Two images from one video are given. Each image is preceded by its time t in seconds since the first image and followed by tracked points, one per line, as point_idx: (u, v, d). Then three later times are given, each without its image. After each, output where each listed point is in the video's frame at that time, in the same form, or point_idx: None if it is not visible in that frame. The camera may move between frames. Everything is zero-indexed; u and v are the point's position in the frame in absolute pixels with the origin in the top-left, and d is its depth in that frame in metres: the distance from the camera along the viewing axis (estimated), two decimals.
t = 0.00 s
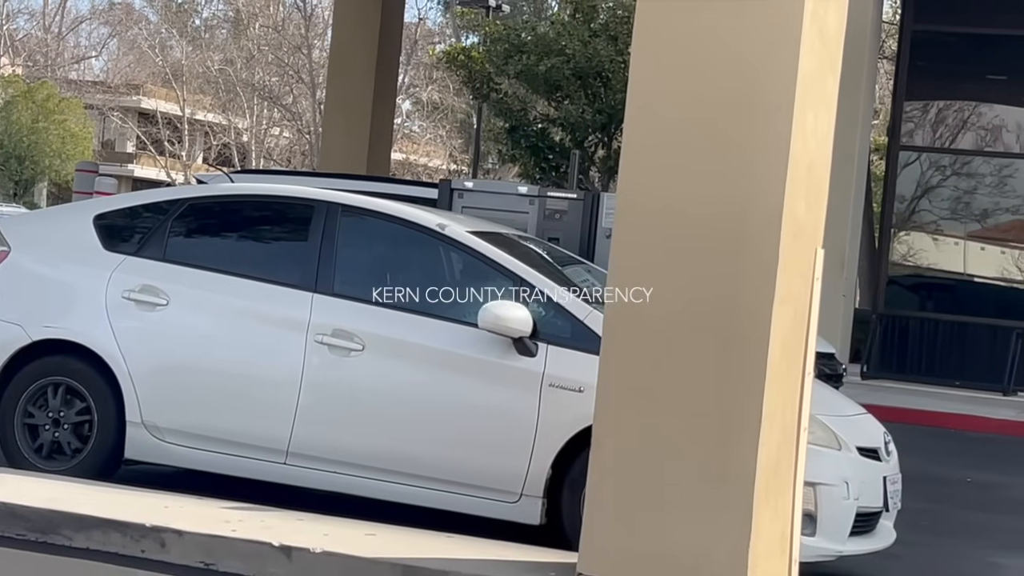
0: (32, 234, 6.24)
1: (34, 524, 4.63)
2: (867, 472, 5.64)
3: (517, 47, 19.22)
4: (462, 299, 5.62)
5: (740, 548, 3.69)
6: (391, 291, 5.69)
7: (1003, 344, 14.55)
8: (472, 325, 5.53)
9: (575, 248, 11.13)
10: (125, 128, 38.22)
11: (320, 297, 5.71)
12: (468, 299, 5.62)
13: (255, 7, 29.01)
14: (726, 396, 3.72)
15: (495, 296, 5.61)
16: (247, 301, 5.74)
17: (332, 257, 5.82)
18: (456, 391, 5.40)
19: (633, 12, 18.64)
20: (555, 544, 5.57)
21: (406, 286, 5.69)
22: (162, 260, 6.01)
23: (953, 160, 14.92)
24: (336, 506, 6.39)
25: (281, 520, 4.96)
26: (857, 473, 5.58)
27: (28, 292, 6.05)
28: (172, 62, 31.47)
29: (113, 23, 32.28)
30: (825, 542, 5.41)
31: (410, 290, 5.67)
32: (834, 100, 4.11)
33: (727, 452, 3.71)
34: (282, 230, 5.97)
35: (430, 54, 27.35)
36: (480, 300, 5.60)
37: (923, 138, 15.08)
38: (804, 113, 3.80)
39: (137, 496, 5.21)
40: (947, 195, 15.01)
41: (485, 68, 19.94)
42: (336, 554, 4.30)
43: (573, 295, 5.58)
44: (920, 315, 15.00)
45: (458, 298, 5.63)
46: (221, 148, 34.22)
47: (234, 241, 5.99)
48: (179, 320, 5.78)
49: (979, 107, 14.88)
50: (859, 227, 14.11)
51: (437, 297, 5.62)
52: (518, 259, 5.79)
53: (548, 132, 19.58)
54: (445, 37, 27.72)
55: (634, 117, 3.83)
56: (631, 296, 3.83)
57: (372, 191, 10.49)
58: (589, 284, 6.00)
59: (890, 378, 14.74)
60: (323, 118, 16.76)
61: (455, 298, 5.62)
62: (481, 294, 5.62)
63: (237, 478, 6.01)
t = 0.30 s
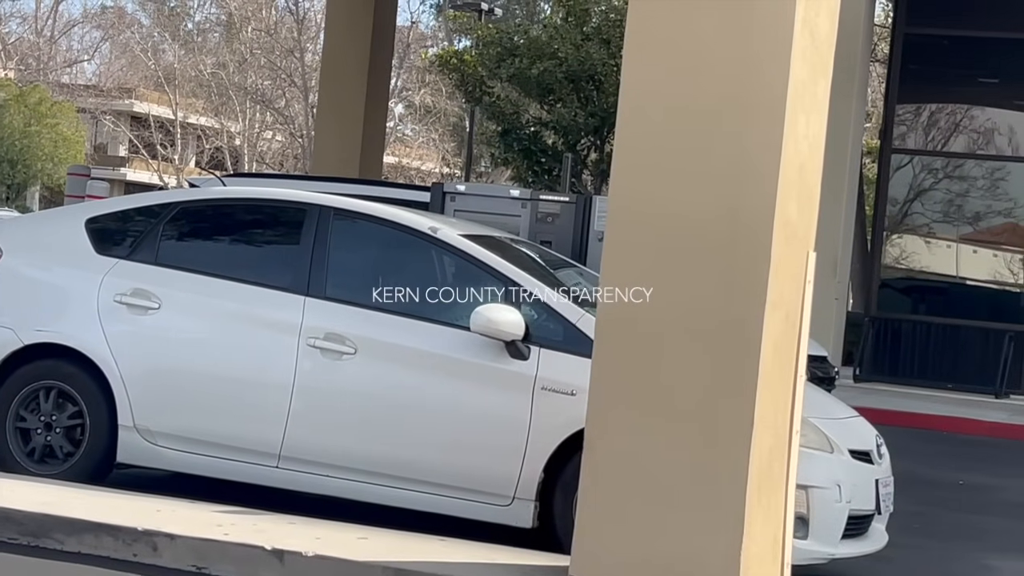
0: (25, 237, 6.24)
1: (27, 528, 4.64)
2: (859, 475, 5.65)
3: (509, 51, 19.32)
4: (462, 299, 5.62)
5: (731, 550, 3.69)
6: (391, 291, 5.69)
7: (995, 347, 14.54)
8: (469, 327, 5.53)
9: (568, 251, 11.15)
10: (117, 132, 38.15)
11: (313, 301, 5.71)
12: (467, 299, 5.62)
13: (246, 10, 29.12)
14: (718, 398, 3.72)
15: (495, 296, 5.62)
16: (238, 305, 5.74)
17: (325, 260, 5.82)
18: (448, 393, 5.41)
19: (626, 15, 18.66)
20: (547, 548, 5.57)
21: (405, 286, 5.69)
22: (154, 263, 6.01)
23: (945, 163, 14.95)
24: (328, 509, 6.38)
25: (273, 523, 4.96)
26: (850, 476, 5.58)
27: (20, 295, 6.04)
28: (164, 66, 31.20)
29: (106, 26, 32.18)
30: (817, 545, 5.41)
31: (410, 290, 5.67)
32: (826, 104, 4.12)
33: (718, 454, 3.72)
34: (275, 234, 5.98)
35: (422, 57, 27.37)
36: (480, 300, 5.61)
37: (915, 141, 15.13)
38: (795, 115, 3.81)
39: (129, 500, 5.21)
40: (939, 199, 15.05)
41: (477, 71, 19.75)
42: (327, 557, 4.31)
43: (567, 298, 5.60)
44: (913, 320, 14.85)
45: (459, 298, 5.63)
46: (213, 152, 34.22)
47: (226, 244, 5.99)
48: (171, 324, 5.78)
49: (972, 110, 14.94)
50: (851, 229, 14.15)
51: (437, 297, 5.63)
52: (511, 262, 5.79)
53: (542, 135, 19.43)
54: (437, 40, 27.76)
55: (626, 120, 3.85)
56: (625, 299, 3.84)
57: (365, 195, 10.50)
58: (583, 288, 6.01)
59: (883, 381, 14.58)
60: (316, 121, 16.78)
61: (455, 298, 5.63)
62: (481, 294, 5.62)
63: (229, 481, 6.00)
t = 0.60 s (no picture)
0: (17, 241, 6.23)
1: (19, 532, 4.63)
2: (852, 478, 5.66)
3: (502, 54, 19.31)
4: (462, 299, 5.63)
5: (725, 551, 3.70)
6: (391, 291, 5.68)
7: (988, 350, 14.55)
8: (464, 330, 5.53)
9: (561, 255, 11.15)
10: (110, 136, 38.07)
11: (306, 304, 5.71)
12: (468, 299, 5.63)
13: (240, 14, 28.92)
14: (711, 402, 3.73)
15: (494, 297, 5.62)
16: (230, 308, 5.74)
17: (318, 263, 5.82)
18: (441, 396, 5.41)
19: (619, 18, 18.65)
20: (540, 551, 5.58)
21: (404, 286, 5.68)
22: (146, 267, 6.00)
23: (938, 166, 15.00)
24: (322, 513, 6.38)
25: (266, 527, 4.96)
26: (843, 479, 5.59)
27: (13, 300, 6.03)
28: (157, 69, 31.46)
29: (98, 30, 32.14)
30: (811, 548, 5.42)
31: (410, 289, 5.66)
32: (818, 108, 4.14)
33: (712, 456, 3.73)
34: (267, 237, 5.97)
35: (414, 61, 27.36)
36: (479, 300, 5.62)
37: (908, 144, 15.16)
38: (787, 120, 3.82)
39: (121, 504, 5.20)
40: (931, 202, 15.06)
41: (470, 75, 20.03)
42: (320, 560, 4.31)
43: (562, 303, 5.60)
44: (906, 322, 14.94)
45: (459, 298, 5.63)
46: (206, 155, 34.20)
47: (219, 248, 5.99)
48: (164, 328, 5.77)
49: (964, 113, 15.00)
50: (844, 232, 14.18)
51: (436, 297, 5.63)
52: (505, 266, 5.80)
53: (534, 139, 19.64)
54: (430, 44, 27.77)
55: (619, 122, 3.86)
56: (617, 301, 3.84)
57: (358, 199, 10.49)
58: (578, 292, 6.02)
59: (876, 384, 14.70)
60: (308, 124, 16.80)
61: (455, 298, 5.63)
62: (481, 294, 5.63)
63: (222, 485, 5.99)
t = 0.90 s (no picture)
0: (14, 244, 6.23)
1: (16, 535, 4.64)
2: (849, 480, 5.66)
3: (499, 57, 19.30)
4: (462, 299, 5.63)
5: (722, 553, 3.70)
6: (390, 291, 5.68)
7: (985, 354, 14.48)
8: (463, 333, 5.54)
9: (558, 258, 11.19)
10: (107, 139, 38.02)
11: (303, 306, 5.71)
12: (467, 299, 5.63)
13: (237, 16, 28.99)
14: (709, 404, 3.73)
15: (494, 297, 5.63)
16: (227, 311, 5.74)
17: (315, 265, 5.82)
18: (439, 398, 5.41)
19: (615, 20, 18.75)
20: (538, 554, 5.58)
21: (404, 286, 5.68)
22: (144, 269, 6.00)
23: (935, 168, 14.97)
24: (320, 515, 6.38)
25: (263, 529, 4.96)
26: (840, 481, 5.59)
27: (9, 303, 6.03)
28: (154, 72, 31.32)
29: (95, 32, 32.16)
30: (808, 550, 5.43)
31: (409, 289, 5.66)
32: (815, 109, 4.13)
33: (710, 457, 3.73)
34: (265, 240, 5.98)
35: (412, 63, 27.39)
36: (480, 300, 5.63)
37: (905, 147, 15.11)
38: (785, 122, 3.82)
39: (119, 506, 5.20)
40: (929, 204, 15.07)
41: (467, 78, 19.98)
42: (318, 563, 4.32)
43: (561, 306, 5.61)
44: (903, 325, 14.81)
45: (458, 298, 5.64)
46: (204, 158, 34.21)
47: (217, 250, 5.99)
48: (162, 330, 5.77)
49: (961, 116, 15.07)
50: (842, 234, 14.19)
51: (436, 297, 5.63)
52: (503, 268, 5.81)
53: (532, 142, 19.59)
54: (427, 46, 27.80)
55: (616, 125, 3.87)
56: (616, 302, 3.85)
57: (354, 202, 10.48)
58: (576, 295, 6.02)
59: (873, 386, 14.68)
60: (306, 127, 16.81)
61: (455, 298, 5.63)
62: (481, 295, 5.64)
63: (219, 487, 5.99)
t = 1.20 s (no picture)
0: (14, 247, 6.23)
1: (15, 538, 4.64)
2: (849, 484, 5.65)
3: (499, 60, 19.29)
4: (462, 300, 5.64)
5: (721, 557, 3.70)
6: (391, 292, 5.69)
7: (984, 357, 14.64)
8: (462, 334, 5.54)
9: (557, 261, 11.23)
10: (107, 142, 38.03)
11: (303, 309, 5.71)
12: (467, 299, 5.64)
13: (237, 19, 29.04)
14: (709, 408, 3.73)
15: (494, 297, 5.63)
16: (227, 315, 5.74)
17: (314, 269, 5.82)
18: (439, 401, 5.41)
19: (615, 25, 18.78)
20: (538, 557, 5.58)
21: (405, 286, 5.69)
22: (144, 273, 6.00)
23: (934, 172, 15.01)
24: (319, 519, 6.37)
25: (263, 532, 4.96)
26: (840, 485, 5.59)
27: (8, 306, 6.02)
28: (154, 75, 31.33)
29: (95, 36, 32.63)
30: (808, 554, 5.42)
31: (410, 290, 5.67)
32: (814, 115, 4.14)
33: (709, 461, 3.73)
34: (265, 243, 5.98)
35: (411, 66, 27.40)
36: (480, 301, 5.63)
37: (904, 150, 15.19)
38: (784, 126, 3.83)
39: (118, 510, 5.20)
40: (928, 207, 15.08)
41: (467, 81, 19.88)
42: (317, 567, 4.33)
43: (560, 309, 5.61)
44: (902, 326, 14.92)
45: (459, 298, 5.64)
46: (204, 161, 34.23)
47: (217, 254, 5.99)
48: (162, 333, 5.77)
49: (961, 119, 15.07)
50: (841, 237, 14.19)
51: (437, 297, 5.64)
52: (501, 270, 5.81)
53: (531, 145, 19.57)
54: (427, 49, 27.84)
55: (615, 129, 3.88)
56: (616, 303, 3.86)
57: (353, 205, 10.47)
58: (575, 298, 6.02)
59: (873, 390, 14.69)
60: (306, 129, 16.81)
61: (455, 298, 5.64)
62: (481, 295, 5.64)
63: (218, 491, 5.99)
